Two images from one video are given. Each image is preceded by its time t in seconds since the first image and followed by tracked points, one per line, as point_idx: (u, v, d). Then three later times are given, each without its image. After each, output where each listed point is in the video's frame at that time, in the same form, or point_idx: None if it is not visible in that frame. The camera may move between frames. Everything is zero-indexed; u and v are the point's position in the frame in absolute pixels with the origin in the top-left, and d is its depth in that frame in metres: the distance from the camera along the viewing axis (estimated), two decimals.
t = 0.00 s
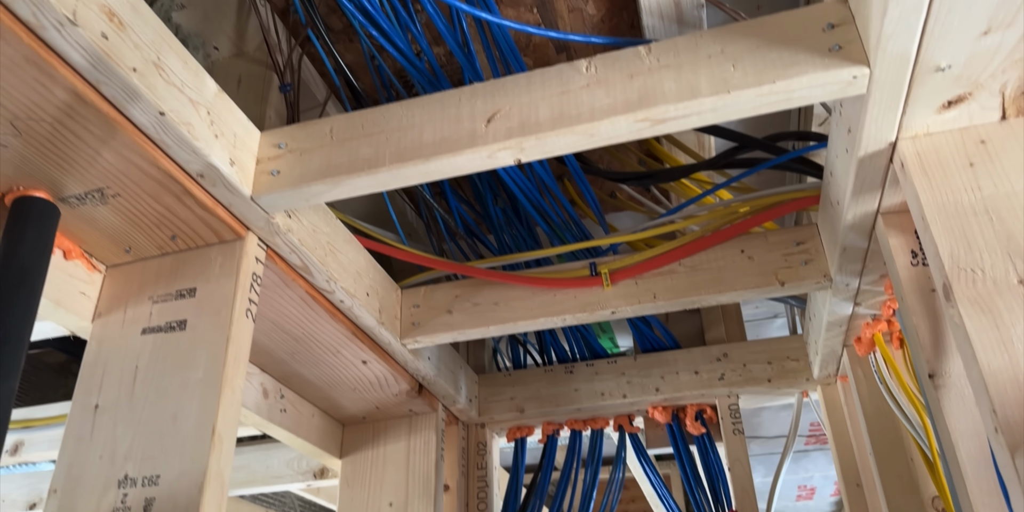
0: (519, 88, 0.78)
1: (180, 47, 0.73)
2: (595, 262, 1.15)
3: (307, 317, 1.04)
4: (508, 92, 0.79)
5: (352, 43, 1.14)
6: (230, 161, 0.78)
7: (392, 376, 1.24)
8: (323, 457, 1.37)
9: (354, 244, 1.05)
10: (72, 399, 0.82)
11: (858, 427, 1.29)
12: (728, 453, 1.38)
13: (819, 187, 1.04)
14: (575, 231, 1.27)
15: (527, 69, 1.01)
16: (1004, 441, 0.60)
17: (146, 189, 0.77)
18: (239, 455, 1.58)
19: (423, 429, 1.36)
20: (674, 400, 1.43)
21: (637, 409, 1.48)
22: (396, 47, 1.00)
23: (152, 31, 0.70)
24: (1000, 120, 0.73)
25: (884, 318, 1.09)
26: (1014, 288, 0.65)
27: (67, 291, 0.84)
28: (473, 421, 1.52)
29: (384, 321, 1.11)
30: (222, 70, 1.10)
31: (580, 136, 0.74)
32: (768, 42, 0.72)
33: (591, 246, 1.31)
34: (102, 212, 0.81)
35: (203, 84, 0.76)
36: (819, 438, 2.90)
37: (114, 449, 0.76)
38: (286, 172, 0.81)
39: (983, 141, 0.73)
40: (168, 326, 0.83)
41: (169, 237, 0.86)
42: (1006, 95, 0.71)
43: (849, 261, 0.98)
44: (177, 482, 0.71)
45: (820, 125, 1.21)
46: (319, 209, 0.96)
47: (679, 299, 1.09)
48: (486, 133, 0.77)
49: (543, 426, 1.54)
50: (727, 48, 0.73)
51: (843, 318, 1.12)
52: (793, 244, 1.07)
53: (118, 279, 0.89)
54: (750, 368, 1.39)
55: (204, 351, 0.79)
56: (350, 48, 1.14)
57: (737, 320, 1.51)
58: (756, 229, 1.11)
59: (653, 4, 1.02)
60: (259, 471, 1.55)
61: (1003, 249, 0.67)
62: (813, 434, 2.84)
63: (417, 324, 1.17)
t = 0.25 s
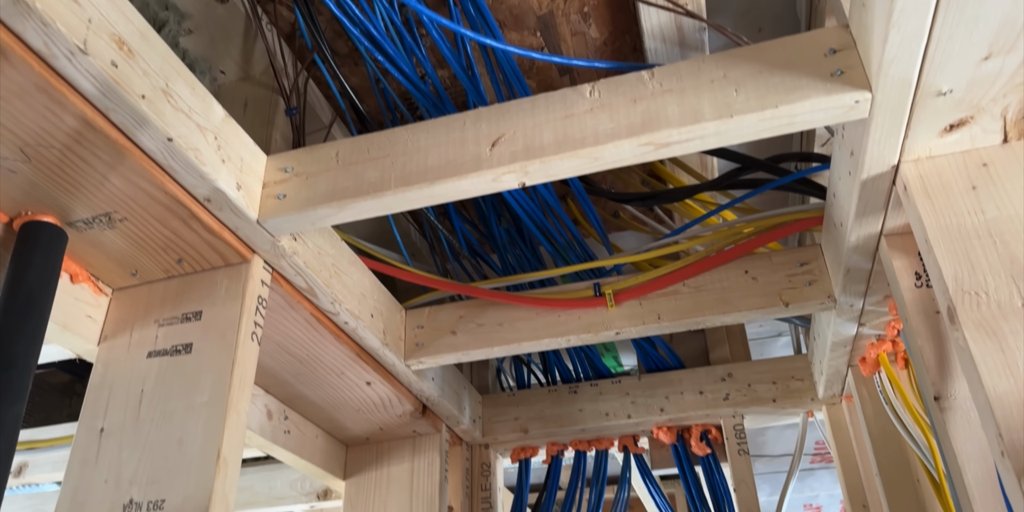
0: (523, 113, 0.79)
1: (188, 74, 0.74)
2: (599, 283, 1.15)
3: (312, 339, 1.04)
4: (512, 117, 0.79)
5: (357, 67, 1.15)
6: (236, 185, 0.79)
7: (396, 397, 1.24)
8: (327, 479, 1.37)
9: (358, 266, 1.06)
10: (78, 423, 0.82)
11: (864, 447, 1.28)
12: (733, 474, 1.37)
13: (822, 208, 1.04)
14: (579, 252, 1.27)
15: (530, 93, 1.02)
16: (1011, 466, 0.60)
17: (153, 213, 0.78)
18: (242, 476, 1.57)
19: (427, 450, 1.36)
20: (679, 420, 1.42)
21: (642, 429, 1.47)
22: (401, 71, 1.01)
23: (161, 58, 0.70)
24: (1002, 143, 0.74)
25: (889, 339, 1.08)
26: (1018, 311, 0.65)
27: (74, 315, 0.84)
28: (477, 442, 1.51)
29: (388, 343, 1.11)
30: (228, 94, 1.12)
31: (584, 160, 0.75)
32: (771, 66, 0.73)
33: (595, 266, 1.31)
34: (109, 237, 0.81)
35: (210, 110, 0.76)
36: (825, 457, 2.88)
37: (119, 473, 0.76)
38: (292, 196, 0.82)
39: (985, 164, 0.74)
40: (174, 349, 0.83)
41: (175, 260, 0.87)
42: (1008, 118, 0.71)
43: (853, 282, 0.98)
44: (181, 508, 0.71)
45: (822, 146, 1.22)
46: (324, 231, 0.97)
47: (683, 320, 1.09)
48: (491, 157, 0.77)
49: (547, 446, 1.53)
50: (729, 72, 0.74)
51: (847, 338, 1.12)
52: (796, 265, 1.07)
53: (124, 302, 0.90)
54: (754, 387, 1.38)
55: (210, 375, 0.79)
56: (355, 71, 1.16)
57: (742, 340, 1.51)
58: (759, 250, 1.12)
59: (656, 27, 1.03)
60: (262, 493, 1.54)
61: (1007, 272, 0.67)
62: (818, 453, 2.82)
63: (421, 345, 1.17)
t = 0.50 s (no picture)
0: (520, 128, 0.79)
1: (186, 91, 0.74)
2: (598, 298, 1.15)
3: (310, 355, 1.04)
4: (510, 132, 0.79)
5: (356, 83, 1.15)
6: (234, 201, 0.79)
7: (395, 414, 1.23)
8: (325, 496, 1.36)
9: (357, 281, 1.06)
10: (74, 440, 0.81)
11: (867, 463, 1.27)
12: (734, 491, 1.36)
13: (821, 223, 1.04)
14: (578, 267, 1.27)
15: (529, 108, 1.03)
16: (1013, 482, 0.59)
17: (151, 229, 0.78)
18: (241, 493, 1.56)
19: (427, 467, 1.35)
20: (680, 436, 1.41)
21: (643, 445, 1.46)
22: (400, 88, 1.01)
23: (160, 75, 0.71)
24: (1000, 158, 0.74)
25: (890, 354, 1.08)
26: (1018, 326, 0.65)
27: (71, 331, 0.84)
28: (477, 458, 1.50)
29: (387, 359, 1.10)
30: (229, 111, 1.12)
31: (581, 175, 0.75)
32: (767, 82, 0.73)
33: (595, 281, 1.31)
34: (107, 253, 0.81)
35: (208, 126, 0.77)
36: (828, 473, 2.85)
37: (115, 490, 0.75)
38: (290, 212, 0.82)
39: (984, 179, 0.74)
40: (171, 366, 0.83)
41: (173, 276, 0.87)
42: (1005, 133, 0.71)
43: (853, 297, 0.98)
44: None
45: (821, 160, 1.22)
46: (322, 247, 0.97)
47: (683, 335, 1.08)
48: (488, 172, 0.77)
49: (548, 463, 1.52)
50: (725, 88, 0.74)
51: (849, 354, 1.12)
52: (796, 279, 1.07)
53: (122, 319, 0.90)
54: (756, 403, 1.37)
55: (207, 391, 0.79)
56: (355, 88, 1.16)
57: (743, 355, 1.50)
58: (759, 264, 1.11)
59: (653, 43, 1.04)
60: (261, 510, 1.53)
61: (1006, 287, 0.67)
62: (822, 469, 2.79)
63: (420, 361, 1.17)
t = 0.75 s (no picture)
0: (517, 139, 0.79)
1: (182, 102, 0.74)
2: (597, 309, 1.14)
3: (307, 367, 1.03)
4: (506, 143, 0.79)
5: (354, 94, 1.16)
6: (230, 212, 0.78)
7: (393, 426, 1.22)
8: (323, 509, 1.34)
9: (354, 292, 1.05)
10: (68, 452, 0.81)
11: (869, 475, 1.26)
12: (736, 503, 1.35)
13: (820, 233, 1.03)
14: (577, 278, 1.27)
15: (526, 119, 1.03)
16: (1015, 494, 0.58)
17: (147, 240, 0.78)
18: (239, 506, 1.55)
19: (425, 480, 1.34)
20: (681, 448, 1.40)
21: (643, 458, 1.45)
22: (398, 99, 1.01)
23: (155, 86, 0.71)
24: (999, 167, 0.73)
25: (891, 365, 1.08)
26: (1018, 336, 0.64)
27: (67, 344, 0.84)
28: (476, 471, 1.49)
29: (385, 370, 1.10)
30: (227, 122, 1.12)
31: (578, 186, 0.74)
32: (764, 92, 0.73)
33: (594, 292, 1.31)
34: (103, 264, 0.81)
35: (204, 137, 0.77)
36: (831, 486, 2.83)
37: (109, 504, 0.74)
38: (287, 223, 0.82)
39: (982, 188, 0.73)
40: (167, 378, 0.83)
41: (169, 288, 0.86)
42: (1004, 142, 0.71)
43: (853, 307, 0.97)
44: None
45: (820, 171, 1.22)
46: (319, 258, 0.96)
47: (683, 346, 1.07)
48: (485, 183, 0.77)
49: (547, 475, 1.51)
50: (722, 98, 0.74)
51: (849, 365, 1.11)
52: (796, 290, 1.07)
53: (118, 331, 0.89)
54: (757, 415, 1.36)
55: (202, 403, 0.78)
56: (353, 99, 1.16)
57: (743, 366, 1.49)
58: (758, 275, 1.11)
59: (651, 53, 1.04)
60: None
61: (1006, 297, 0.66)
62: (824, 481, 2.77)
63: (418, 373, 1.16)
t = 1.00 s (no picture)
0: (514, 150, 0.80)
1: (184, 115, 0.76)
2: (595, 318, 1.15)
3: (307, 376, 1.04)
4: (503, 154, 0.80)
5: (354, 106, 1.17)
6: (231, 223, 0.80)
7: (392, 435, 1.23)
8: None
9: (354, 302, 1.06)
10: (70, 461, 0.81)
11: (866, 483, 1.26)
12: None
13: (815, 243, 1.04)
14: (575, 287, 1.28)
15: (524, 130, 1.04)
16: (1005, 501, 0.59)
17: (149, 251, 0.79)
18: None
19: (425, 489, 1.34)
20: (679, 457, 1.41)
21: (642, 466, 1.45)
22: (397, 111, 1.02)
23: (158, 100, 0.72)
24: (989, 178, 0.74)
25: (887, 374, 1.06)
26: (1008, 345, 0.65)
27: (69, 354, 0.85)
28: (475, 480, 1.49)
29: (384, 379, 1.11)
30: (228, 134, 1.14)
31: (574, 197, 0.76)
32: (756, 104, 0.74)
33: (592, 302, 1.32)
34: (106, 275, 0.82)
35: (206, 149, 0.78)
36: (831, 494, 2.82)
37: None
38: (287, 234, 0.83)
39: (973, 199, 0.74)
40: (168, 387, 0.83)
41: (171, 298, 0.87)
42: (993, 153, 0.72)
43: (848, 316, 0.98)
44: None
45: (815, 181, 1.23)
46: (319, 268, 0.97)
47: (680, 355, 1.08)
48: (482, 194, 0.78)
49: (547, 484, 1.51)
50: (715, 110, 0.75)
51: (845, 373, 1.12)
52: (792, 299, 1.07)
53: (120, 340, 0.90)
54: (755, 423, 1.37)
55: (203, 412, 0.79)
56: (353, 111, 1.18)
57: (741, 375, 1.50)
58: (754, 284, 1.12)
59: (646, 65, 1.05)
60: None
61: (996, 306, 0.67)
62: (825, 490, 2.77)
63: (417, 382, 1.17)
